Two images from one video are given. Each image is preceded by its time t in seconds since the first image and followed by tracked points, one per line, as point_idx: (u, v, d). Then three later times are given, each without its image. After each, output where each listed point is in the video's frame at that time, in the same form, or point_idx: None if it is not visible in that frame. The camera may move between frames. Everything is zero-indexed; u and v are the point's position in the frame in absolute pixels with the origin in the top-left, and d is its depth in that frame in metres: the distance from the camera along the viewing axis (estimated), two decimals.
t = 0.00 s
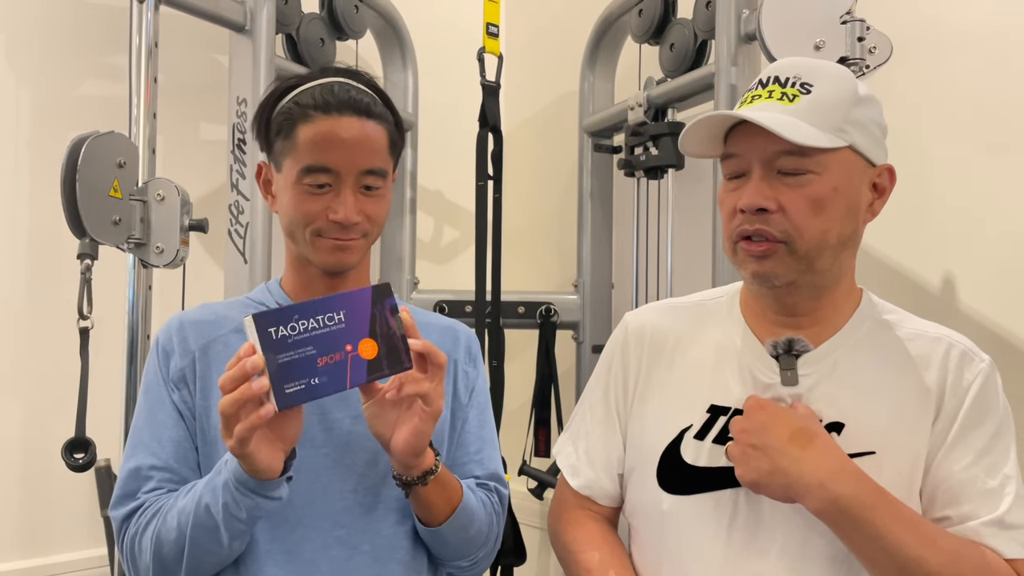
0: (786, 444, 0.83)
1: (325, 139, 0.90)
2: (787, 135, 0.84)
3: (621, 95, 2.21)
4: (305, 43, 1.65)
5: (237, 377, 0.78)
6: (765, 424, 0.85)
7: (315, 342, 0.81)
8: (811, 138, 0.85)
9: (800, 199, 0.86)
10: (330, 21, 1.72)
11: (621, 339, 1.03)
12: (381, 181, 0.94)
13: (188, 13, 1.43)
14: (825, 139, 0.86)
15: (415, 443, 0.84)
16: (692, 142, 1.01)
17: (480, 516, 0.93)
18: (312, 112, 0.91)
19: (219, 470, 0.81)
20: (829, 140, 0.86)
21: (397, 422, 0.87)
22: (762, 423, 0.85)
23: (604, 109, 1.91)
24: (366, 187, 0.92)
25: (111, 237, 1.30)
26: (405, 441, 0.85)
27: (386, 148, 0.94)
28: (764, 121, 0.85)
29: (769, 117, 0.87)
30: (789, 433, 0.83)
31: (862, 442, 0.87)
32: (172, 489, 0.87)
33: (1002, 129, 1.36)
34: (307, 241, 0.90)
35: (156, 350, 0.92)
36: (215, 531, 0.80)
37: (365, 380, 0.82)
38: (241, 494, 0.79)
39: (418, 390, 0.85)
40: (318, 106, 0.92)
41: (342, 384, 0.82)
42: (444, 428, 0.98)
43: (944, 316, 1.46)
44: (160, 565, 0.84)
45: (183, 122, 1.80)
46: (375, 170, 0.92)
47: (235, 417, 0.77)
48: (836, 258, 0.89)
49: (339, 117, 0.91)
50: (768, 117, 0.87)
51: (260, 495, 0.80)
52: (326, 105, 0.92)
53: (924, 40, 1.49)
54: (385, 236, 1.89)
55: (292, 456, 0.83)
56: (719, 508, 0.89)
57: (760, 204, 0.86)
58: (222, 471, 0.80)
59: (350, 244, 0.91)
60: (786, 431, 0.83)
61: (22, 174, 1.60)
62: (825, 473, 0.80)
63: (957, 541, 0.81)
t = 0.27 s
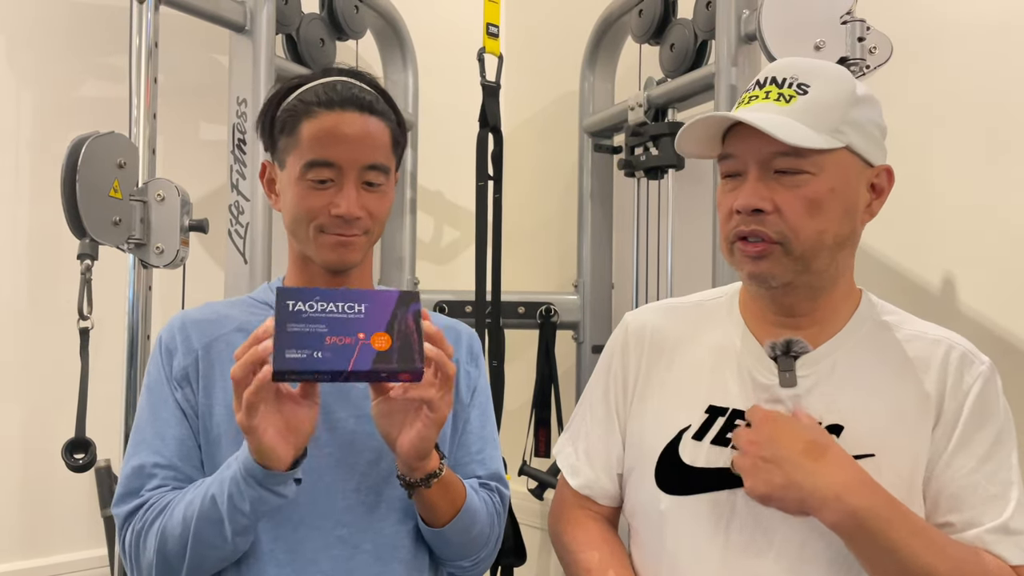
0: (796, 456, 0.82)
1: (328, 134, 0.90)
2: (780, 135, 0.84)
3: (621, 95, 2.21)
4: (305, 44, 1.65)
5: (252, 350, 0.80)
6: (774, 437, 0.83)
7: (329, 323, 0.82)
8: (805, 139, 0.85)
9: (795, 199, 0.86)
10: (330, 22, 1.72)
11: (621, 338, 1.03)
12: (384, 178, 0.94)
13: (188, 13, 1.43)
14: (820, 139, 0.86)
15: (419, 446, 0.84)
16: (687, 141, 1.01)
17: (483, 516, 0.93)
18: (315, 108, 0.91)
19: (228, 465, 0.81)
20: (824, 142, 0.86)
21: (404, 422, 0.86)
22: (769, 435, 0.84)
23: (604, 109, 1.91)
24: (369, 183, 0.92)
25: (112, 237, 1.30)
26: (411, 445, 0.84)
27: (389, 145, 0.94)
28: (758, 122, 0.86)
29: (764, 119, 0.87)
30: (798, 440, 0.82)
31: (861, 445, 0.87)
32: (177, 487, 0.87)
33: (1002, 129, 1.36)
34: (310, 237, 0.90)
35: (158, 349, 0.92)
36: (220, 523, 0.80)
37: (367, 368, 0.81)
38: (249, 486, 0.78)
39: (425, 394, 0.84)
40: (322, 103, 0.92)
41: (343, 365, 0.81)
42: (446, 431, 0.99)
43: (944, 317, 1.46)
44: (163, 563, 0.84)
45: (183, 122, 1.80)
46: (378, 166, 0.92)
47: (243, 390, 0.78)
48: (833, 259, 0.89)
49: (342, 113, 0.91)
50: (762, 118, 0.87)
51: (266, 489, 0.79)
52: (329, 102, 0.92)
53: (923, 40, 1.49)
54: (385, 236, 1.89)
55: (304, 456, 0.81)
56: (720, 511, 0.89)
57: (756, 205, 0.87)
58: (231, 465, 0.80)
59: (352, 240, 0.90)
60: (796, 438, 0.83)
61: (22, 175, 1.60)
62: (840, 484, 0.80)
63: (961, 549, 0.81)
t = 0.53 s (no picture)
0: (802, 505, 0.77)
1: (332, 131, 0.90)
2: (757, 135, 0.85)
3: (621, 95, 2.21)
4: (305, 44, 1.65)
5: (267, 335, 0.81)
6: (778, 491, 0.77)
7: (342, 316, 0.83)
8: (783, 138, 0.85)
9: (774, 199, 0.86)
10: (331, 22, 1.72)
11: (618, 339, 1.04)
12: (386, 175, 0.94)
13: (189, 14, 1.44)
14: (802, 139, 0.86)
15: (422, 445, 0.85)
16: (672, 140, 1.03)
17: (485, 517, 0.94)
18: (319, 106, 0.92)
19: (237, 460, 0.81)
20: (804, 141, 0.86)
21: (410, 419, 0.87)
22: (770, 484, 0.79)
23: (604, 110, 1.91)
24: (371, 180, 0.92)
25: (113, 238, 1.30)
26: (415, 443, 0.85)
27: (391, 142, 0.94)
28: (736, 122, 0.87)
29: (746, 119, 0.87)
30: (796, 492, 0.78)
31: (851, 449, 0.86)
32: (184, 486, 0.87)
33: (1003, 129, 1.36)
34: (313, 235, 0.90)
35: (164, 348, 0.92)
36: (228, 518, 0.80)
37: (372, 349, 0.79)
38: (260, 478, 0.79)
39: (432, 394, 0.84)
40: (325, 100, 0.92)
41: (349, 345, 0.79)
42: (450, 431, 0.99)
43: (944, 317, 1.46)
44: (168, 561, 0.84)
45: (183, 123, 1.80)
46: (380, 163, 0.92)
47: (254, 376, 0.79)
48: (817, 259, 0.88)
49: (345, 110, 0.92)
50: (742, 117, 0.88)
51: (277, 483, 0.80)
52: (333, 99, 0.92)
53: (923, 41, 1.49)
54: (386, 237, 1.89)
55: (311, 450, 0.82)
56: (711, 512, 0.88)
57: (734, 205, 0.87)
58: (242, 460, 0.81)
59: (355, 238, 0.90)
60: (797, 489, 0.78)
61: (23, 175, 1.60)
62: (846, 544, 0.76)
63: None
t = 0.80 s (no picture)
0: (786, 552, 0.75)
1: (332, 129, 0.90)
2: (732, 139, 0.85)
3: (620, 95, 2.21)
4: (304, 44, 1.65)
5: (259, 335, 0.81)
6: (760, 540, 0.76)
7: (337, 322, 0.82)
8: (762, 140, 0.85)
9: (756, 202, 0.86)
10: (330, 22, 1.72)
11: (613, 339, 1.04)
12: (387, 174, 0.94)
13: (188, 13, 1.43)
14: (779, 142, 0.85)
15: (423, 437, 0.85)
16: (657, 142, 1.02)
17: (486, 515, 0.93)
18: (320, 105, 0.92)
19: (234, 459, 0.81)
20: (784, 143, 0.85)
21: (412, 411, 0.87)
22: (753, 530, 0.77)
23: (603, 110, 1.91)
24: (371, 179, 0.92)
25: (111, 238, 1.30)
26: (416, 435, 0.85)
27: (392, 142, 0.94)
28: (716, 128, 0.86)
29: (728, 123, 0.87)
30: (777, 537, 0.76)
31: (842, 448, 0.86)
32: (182, 485, 0.87)
33: (1003, 129, 1.36)
34: (314, 233, 0.90)
35: (164, 348, 0.92)
36: (223, 518, 0.80)
37: (375, 345, 0.79)
38: (253, 477, 0.79)
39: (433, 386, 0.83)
40: (326, 100, 0.92)
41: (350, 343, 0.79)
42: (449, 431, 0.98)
43: (944, 317, 1.46)
44: (167, 560, 0.84)
45: (183, 123, 1.80)
46: (381, 162, 0.92)
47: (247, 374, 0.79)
48: (802, 262, 0.88)
49: (346, 109, 0.92)
50: (722, 122, 0.88)
51: (272, 481, 0.80)
52: (333, 99, 0.92)
53: (923, 40, 1.49)
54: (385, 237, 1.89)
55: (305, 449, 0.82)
56: (703, 510, 0.88)
57: (717, 208, 0.87)
58: (235, 459, 0.81)
59: (355, 236, 0.90)
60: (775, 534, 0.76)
61: (22, 175, 1.60)
62: None
63: None
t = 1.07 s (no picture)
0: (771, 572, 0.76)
1: (330, 127, 0.90)
2: (716, 139, 0.85)
3: (620, 94, 2.21)
4: (304, 43, 1.65)
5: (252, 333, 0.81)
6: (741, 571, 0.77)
7: (332, 322, 0.81)
8: (748, 139, 0.85)
9: (742, 200, 0.86)
10: (330, 21, 1.72)
11: (613, 339, 1.03)
12: (384, 172, 0.93)
13: (187, 12, 1.43)
14: (762, 138, 0.85)
15: (421, 437, 0.85)
16: (652, 142, 1.02)
17: (486, 514, 0.93)
18: (318, 103, 0.92)
19: (228, 458, 0.81)
20: (771, 142, 0.85)
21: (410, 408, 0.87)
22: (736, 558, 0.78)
23: (603, 109, 1.91)
24: (368, 176, 0.92)
25: (110, 237, 1.29)
26: (415, 433, 0.85)
27: (389, 139, 0.94)
28: (702, 126, 0.87)
29: (718, 122, 0.88)
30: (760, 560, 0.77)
31: (842, 445, 0.86)
32: (180, 485, 0.86)
33: (1002, 128, 1.36)
34: (311, 230, 0.90)
35: (162, 347, 0.92)
36: (219, 517, 0.80)
37: (366, 347, 0.78)
38: (248, 476, 0.78)
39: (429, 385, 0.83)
40: (324, 98, 0.92)
41: (342, 345, 0.78)
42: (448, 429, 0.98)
43: (943, 316, 1.46)
44: (165, 560, 0.84)
45: (182, 122, 1.79)
46: (378, 159, 0.92)
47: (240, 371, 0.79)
48: (790, 260, 0.87)
49: (344, 106, 0.92)
50: (711, 120, 0.89)
51: (267, 479, 0.79)
52: (331, 96, 0.92)
53: (923, 39, 1.49)
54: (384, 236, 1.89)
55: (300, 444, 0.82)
56: (702, 508, 0.88)
57: (704, 205, 0.88)
58: (229, 458, 0.81)
59: (352, 234, 0.90)
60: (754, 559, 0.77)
61: (21, 174, 1.60)
62: None
63: None
